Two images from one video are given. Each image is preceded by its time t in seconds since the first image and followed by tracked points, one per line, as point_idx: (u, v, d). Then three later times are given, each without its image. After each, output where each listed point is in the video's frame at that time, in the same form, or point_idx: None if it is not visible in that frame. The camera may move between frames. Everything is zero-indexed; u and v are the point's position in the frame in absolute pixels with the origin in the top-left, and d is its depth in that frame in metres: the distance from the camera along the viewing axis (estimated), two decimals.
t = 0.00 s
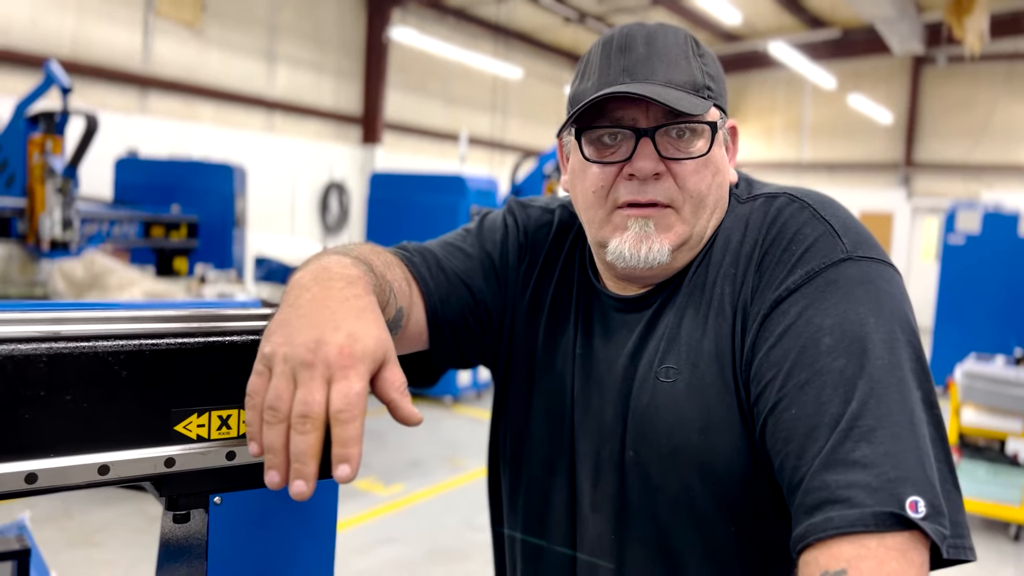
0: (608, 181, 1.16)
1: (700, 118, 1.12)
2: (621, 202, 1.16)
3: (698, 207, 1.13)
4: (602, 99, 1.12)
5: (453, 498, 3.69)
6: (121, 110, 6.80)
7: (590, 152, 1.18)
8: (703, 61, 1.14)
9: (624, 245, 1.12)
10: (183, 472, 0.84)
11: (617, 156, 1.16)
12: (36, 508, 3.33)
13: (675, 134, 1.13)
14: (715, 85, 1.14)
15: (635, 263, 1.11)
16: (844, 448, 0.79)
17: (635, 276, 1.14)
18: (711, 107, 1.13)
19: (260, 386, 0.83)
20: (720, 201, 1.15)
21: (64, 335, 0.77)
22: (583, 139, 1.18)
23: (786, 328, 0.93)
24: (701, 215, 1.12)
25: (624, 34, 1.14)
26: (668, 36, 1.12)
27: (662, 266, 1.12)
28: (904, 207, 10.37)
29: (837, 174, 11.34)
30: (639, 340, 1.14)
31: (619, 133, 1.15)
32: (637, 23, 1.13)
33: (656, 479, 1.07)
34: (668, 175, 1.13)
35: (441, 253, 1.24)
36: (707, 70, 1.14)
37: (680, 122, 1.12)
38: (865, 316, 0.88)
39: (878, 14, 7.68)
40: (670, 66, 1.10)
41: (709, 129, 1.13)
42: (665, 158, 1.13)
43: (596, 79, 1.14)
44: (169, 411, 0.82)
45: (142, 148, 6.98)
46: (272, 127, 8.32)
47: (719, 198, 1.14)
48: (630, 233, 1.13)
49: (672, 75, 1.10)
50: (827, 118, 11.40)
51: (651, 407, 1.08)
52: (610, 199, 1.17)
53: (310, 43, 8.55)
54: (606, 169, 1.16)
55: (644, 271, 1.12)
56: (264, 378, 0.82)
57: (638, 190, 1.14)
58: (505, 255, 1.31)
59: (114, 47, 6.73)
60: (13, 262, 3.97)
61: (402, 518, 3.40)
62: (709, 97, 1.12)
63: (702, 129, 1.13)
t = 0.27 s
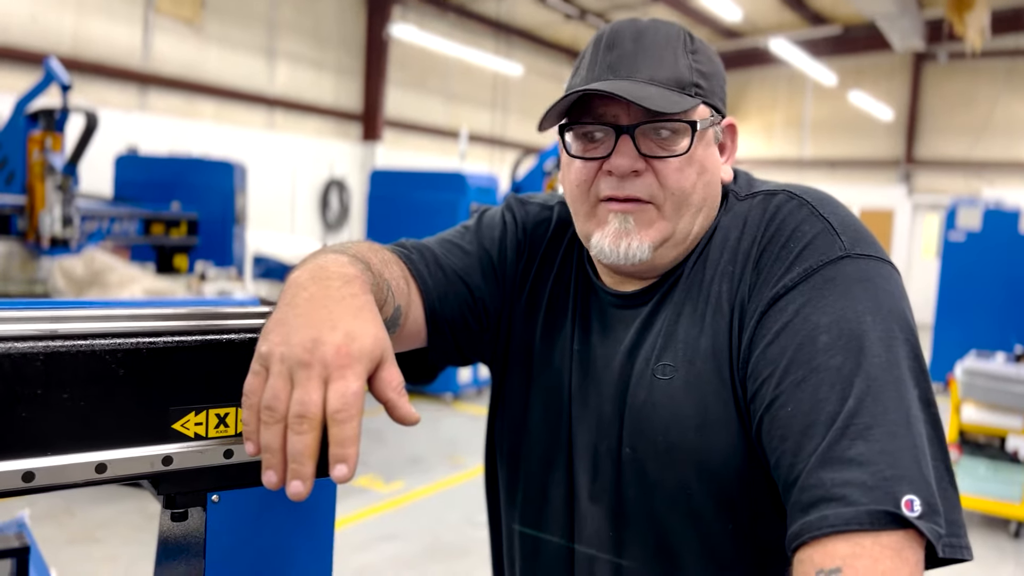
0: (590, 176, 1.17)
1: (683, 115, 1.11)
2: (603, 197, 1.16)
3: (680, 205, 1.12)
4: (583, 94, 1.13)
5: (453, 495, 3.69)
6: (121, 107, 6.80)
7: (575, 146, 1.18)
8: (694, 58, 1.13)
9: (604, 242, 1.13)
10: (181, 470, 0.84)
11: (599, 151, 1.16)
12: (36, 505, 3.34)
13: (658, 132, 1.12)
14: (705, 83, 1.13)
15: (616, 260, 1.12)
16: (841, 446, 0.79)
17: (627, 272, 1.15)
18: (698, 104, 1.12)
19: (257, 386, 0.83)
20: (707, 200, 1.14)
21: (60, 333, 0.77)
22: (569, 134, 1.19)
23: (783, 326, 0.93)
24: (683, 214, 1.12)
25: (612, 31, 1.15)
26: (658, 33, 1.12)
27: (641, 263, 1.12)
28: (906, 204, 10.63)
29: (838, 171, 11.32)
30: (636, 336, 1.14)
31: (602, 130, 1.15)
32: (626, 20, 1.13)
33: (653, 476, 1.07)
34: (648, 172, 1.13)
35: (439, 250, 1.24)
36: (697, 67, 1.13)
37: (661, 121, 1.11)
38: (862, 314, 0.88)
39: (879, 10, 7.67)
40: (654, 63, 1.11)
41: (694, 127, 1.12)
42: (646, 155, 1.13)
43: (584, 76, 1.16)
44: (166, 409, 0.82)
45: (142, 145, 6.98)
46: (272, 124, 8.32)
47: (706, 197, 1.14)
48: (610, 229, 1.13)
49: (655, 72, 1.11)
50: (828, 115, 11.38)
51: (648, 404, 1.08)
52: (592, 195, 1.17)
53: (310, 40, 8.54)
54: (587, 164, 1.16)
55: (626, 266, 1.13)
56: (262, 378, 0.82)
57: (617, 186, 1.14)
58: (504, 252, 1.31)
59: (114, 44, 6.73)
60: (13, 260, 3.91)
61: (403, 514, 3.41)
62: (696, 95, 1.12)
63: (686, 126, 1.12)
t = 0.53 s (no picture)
0: (583, 169, 1.18)
1: (675, 109, 1.12)
2: (595, 189, 1.17)
3: (673, 199, 1.13)
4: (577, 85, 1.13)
5: (453, 492, 3.70)
6: (121, 104, 6.79)
7: (571, 139, 1.19)
8: (690, 52, 1.13)
9: (597, 232, 1.13)
10: (182, 467, 0.84)
11: (593, 143, 1.17)
12: (36, 503, 3.34)
13: (649, 126, 1.13)
14: (700, 78, 1.13)
15: (607, 250, 1.12)
16: (836, 443, 0.80)
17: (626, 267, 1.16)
18: (693, 99, 1.13)
19: (258, 382, 0.83)
20: (701, 196, 1.14)
21: (62, 330, 0.77)
22: (566, 127, 1.20)
23: (780, 323, 0.93)
24: (675, 209, 1.13)
25: (610, 25, 1.15)
26: (653, 29, 1.13)
27: (636, 253, 1.12)
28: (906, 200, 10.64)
29: (838, 169, 11.32)
30: (634, 333, 1.14)
31: (596, 122, 1.16)
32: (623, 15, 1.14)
33: (650, 473, 1.07)
34: (640, 165, 1.14)
35: (439, 246, 1.25)
36: (693, 62, 1.13)
37: (653, 113, 1.12)
38: (859, 311, 0.88)
39: (879, 7, 7.66)
40: (649, 56, 1.11)
41: (687, 121, 1.12)
42: (638, 148, 1.13)
43: (581, 68, 1.16)
44: (168, 407, 0.83)
45: (142, 143, 6.97)
46: (272, 121, 8.32)
47: (700, 192, 1.14)
48: (603, 219, 1.14)
49: (649, 65, 1.11)
50: (828, 112, 11.37)
51: (645, 401, 1.08)
52: (585, 187, 1.18)
53: (310, 38, 8.54)
54: (582, 156, 1.17)
55: (619, 258, 1.13)
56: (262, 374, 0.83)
57: (609, 179, 1.15)
58: (504, 250, 1.31)
59: (114, 42, 6.72)
60: (12, 257, 3.99)
61: (403, 511, 3.42)
62: (691, 89, 1.12)
63: (679, 120, 1.12)
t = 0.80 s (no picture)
0: (589, 167, 1.18)
1: (678, 104, 1.13)
2: (601, 187, 1.17)
3: (678, 194, 1.14)
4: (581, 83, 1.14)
5: (453, 490, 3.71)
6: (120, 102, 6.79)
7: (573, 139, 1.20)
8: (687, 50, 1.15)
9: (605, 228, 1.13)
10: (186, 465, 0.85)
11: (598, 141, 1.17)
12: (36, 501, 3.35)
13: (654, 121, 1.14)
14: (699, 74, 1.15)
15: (615, 246, 1.13)
16: (831, 440, 0.80)
17: (626, 264, 1.16)
18: (693, 95, 1.14)
19: (265, 378, 0.84)
20: (703, 192, 1.16)
21: (67, 328, 0.78)
22: (568, 127, 1.20)
23: (775, 321, 0.94)
24: (682, 203, 1.13)
25: (606, 25, 1.16)
26: (651, 27, 1.14)
27: (642, 250, 1.13)
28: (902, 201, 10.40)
29: (836, 167, 11.33)
30: (631, 331, 1.15)
31: (599, 120, 1.17)
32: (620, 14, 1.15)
33: (648, 470, 1.08)
34: (646, 160, 1.14)
35: (440, 244, 1.25)
36: (691, 59, 1.15)
37: (658, 109, 1.13)
38: (853, 309, 0.89)
39: (878, 6, 7.67)
40: (649, 53, 1.12)
41: (690, 116, 1.14)
42: (644, 143, 1.14)
43: (579, 68, 1.17)
44: (171, 404, 0.84)
45: (141, 141, 6.97)
46: (271, 120, 8.32)
47: (702, 187, 1.15)
48: (610, 215, 1.14)
49: (650, 62, 1.12)
50: (827, 110, 11.38)
51: (642, 399, 1.09)
52: (591, 185, 1.18)
53: (309, 37, 8.54)
54: (586, 154, 1.18)
55: (625, 254, 1.14)
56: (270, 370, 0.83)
57: (616, 175, 1.16)
58: (504, 249, 1.32)
59: (113, 40, 6.72)
60: (11, 256, 3.96)
61: (403, 510, 3.42)
62: (691, 85, 1.14)
63: (682, 115, 1.14)
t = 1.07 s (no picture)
0: (593, 165, 1.19)
1: (684, 102, 1.14)
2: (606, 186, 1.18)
3: (682, 192, 1.15)
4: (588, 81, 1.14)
5: (452, 488, 3.72)
6: (118, 102, 6.79)
7: (577, 136, 1.20)
8: (690, 51, 1.16)
9: (607, 232, 1.14)
10: (191, 461, 0.86)
11: (602, 140, 1.18)
12: (36, 499, 3.35)
13: (659, 119, 1.15)
14: (701, 74, 1.16)
15: (618, 249, 1.14)
16: (829, 437, 0.82)
17: (627, 263, 1.17)
18: (696, 94, 1.15)
19: (274, 376, 0.85)
20: (705, 190, 1.17)
21: (73, 326, 0.79)
22: (571, 125, 1.21)
23: (773, 320, 0.95)
24: (685, 201, 1.15)
25: (611, 23, 1.16)
26: (655, 27, 1.15)
27: (645, 253, 1.14)
28: (902, 199, 10.47)
29: (834, 166, 11.34)
30: (630, 329, 1.16)
31: (604, 119, 1.18)
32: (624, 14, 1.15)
33: (647, 467, 1.09)
34: (651, 159, 1.16)
35: (441, 243, 1.26)
36: (693, 59, 1.16)
37: (663, 107, 1.14)
38: (850, 309, 0.90)
39: (876, 6, 7.69)
40: (655, 53, 1.13)
41: (693, 115, 1.15)
42: (649, 141, 1.15)
43: (583, 65, 1.17)
44: (176, 401, 0.84)
45: (139, 140, 6.96)
46: (270, 119, 8.33)
47: (704, 186, 1.17)
48: (613, 220, 1.15)
49: (656, 62, 1.13)
50: (825, 110, 11.39)
51: (640, 397, 1.10)
52: (595, 184, 1.20)
53: (307, 36, 8.54)
54: (592, 152, 1.19)
55: (627, 258, 1.15)
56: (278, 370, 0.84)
57: (621, 173, 1.17)
58: (505, 247, 1.33)
59: (111, 39, 6.72)
60: (11, 255, 3.95)
61: (402, 508, 3.43)
62: (695, 85, 1.15)
63: (687, 114, 1.15)
